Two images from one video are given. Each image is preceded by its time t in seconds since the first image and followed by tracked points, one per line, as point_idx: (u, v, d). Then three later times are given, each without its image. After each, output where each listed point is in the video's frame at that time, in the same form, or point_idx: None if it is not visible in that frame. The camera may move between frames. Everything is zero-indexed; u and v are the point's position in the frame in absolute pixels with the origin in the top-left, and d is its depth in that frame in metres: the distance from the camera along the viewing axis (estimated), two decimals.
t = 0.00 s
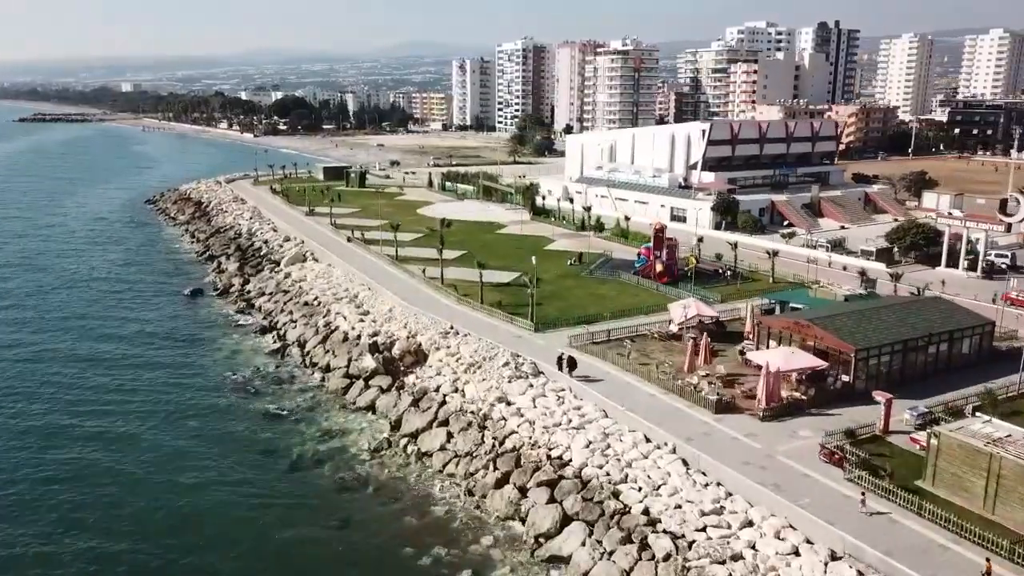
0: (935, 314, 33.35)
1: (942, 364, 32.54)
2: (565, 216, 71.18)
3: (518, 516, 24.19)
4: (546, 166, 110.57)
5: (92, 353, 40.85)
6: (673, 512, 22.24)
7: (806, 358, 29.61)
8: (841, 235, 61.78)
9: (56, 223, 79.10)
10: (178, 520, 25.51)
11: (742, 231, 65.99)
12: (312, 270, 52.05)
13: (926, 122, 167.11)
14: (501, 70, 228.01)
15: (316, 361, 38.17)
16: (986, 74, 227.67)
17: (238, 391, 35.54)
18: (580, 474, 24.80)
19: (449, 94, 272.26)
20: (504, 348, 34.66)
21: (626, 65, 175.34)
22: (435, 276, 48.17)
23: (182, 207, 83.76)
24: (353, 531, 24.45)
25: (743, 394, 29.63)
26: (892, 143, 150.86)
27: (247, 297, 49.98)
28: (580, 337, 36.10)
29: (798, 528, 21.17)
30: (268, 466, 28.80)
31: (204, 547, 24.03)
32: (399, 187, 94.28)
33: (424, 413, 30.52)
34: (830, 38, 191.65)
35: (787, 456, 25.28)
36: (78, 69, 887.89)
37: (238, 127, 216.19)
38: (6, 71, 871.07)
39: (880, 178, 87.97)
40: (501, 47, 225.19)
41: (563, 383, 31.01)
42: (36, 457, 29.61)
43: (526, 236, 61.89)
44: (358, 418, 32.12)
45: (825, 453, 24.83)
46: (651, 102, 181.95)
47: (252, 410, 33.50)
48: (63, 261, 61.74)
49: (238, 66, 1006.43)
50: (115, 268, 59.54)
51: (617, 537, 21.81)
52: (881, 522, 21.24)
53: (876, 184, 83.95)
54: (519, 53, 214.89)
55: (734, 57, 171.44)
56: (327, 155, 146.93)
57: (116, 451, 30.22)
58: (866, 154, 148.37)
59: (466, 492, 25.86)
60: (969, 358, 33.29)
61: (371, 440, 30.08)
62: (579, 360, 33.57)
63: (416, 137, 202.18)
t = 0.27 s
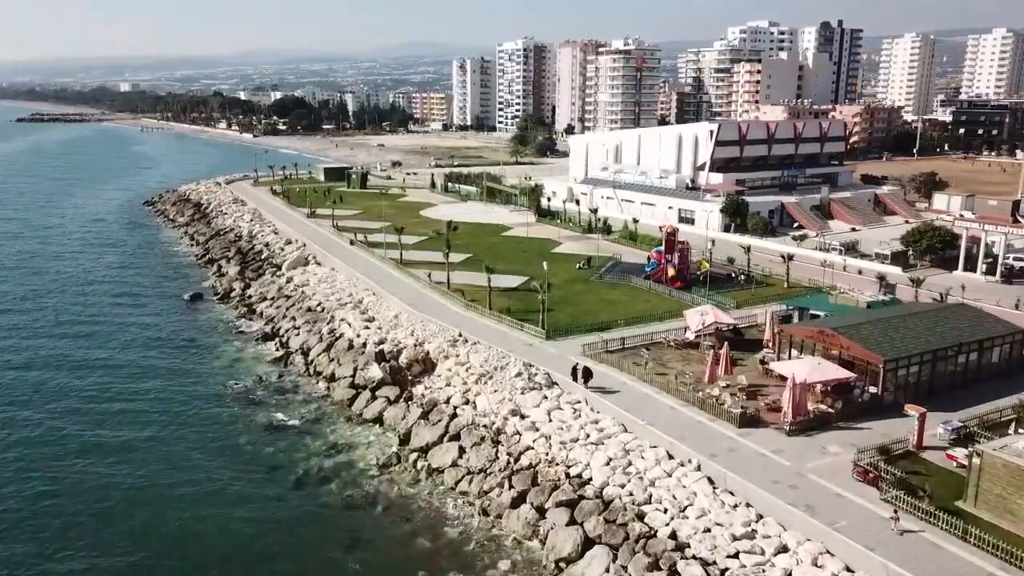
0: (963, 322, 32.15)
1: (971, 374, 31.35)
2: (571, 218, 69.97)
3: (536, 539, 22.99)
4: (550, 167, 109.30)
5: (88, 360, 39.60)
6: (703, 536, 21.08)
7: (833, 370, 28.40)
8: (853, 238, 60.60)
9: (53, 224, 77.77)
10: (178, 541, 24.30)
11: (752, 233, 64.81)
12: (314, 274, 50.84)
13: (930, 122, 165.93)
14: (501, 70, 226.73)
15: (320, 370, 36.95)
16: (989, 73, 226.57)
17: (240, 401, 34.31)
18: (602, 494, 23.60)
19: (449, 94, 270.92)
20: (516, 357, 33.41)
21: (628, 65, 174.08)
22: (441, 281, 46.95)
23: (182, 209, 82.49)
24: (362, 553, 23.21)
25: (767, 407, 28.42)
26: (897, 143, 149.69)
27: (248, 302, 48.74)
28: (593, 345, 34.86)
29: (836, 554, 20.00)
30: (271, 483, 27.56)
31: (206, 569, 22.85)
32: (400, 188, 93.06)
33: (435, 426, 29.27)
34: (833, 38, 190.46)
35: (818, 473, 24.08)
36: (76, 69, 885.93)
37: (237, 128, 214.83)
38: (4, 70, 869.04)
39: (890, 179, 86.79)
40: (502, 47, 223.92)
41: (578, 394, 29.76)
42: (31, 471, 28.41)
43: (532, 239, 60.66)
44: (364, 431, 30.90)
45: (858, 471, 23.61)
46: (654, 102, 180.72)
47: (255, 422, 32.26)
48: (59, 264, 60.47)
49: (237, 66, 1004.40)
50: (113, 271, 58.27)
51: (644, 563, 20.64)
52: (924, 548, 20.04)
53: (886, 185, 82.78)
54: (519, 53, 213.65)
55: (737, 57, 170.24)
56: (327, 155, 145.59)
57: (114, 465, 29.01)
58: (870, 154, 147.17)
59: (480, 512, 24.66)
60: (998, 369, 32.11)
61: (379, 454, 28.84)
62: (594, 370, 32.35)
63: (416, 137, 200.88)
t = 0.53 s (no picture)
0: (995, 332, 30.78)
1: (1004, 387, 29.99)
2: (577, 220, 68.56)
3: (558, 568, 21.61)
4: (552, 168, 107.83)
5: (81, 369, 38.07)
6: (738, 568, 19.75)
7: (864, 384, 26.99)
8: (865, 241, 59.29)
9: (46, 227, 76.13)
10: (175, 568, 22.83)
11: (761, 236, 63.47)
12: (315, 279, 49.37)
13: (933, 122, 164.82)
14: (500, 69, 225.24)
15: (323, 382, 35.51)
16: (990, 73, 225.70)
17: (239, 414, 32.83)
18: (627, 520, 22.25)
19: (447, 94, 269.28)
20: (529, 368, 31.97)
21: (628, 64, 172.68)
22: (446, 287, 45.48)
23: (178, 211, 80.89)
24: None
25: (795, 423, 27.01)
26: (900, 143, 148.58)
27: (246, 308, 47.27)
28: (608, 355, 33.43)
29: None
30: (273, 504, 26.10)
31: None
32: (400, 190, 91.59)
33: (446, 444, 27.83)
34: (834, 37, 189.31)
35: (855, 497, 22.68)
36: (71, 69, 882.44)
37: (233, 128, 213.03)
38: None
39: (898, 180, 85.54)
40: (500, 46, 222.41)
41: (596, 409, 28.32)
42: (19, 490, 26.91)
43: (537, 242, 59.26)
44: (370, 448, 29.44)
45: (900, 494, 22.20)
46: (654, 102, 179.38)
47: (256, 437, 30.79)
48: (53, 268, 58.91)
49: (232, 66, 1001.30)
50: (107, 275, 56.71)
51: None
52: None
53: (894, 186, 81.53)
54: (518, 53, 212.15)
55: (738, 57, 169.00)
56: (325, 156, 143.95)
57: (107, 483, 27.53)
58: (873, 154, 145.96)
59: (496, 538, 23.25)
60: None
61: (387, 474, 27.40)
62: (610, 382, 30.90)
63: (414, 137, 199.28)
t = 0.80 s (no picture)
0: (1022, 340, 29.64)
1: None
2: (580, 223, 67.35)
3: None
4: (551, 168, 106.61)
5: (72, 378, 36.74)
6: None
7: (891, 396, 25.82)
8: (875, 244, 58.24)
9: (38, 229, 74.63)
10: None
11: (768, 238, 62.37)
12: (314, 284, 48.10)
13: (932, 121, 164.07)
14: (497, 69, 223.98)
15: (324, 393, 34.25)
16: (988, 72, 225.35)
17: (238, 426, 31.54)
18: (651, 545, 21.09)
19: (444, 94, 267.96)
20: (539, 379, 30.73)
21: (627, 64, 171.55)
22: (450, 291, 44.22)
23: (173, 213, 79.45)
24: None
25: (819, 437, 25.82)
26: (900, 143, 147.80)
27: (244, 314, 45.96)
28: (621, 364, 32.24)
29: None
30: (275, 525, 24.81)
31: None
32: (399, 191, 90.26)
33: (455, 459, 26.62)
34: (833, 37, 188.52)
35: (890, 518, 21.50)
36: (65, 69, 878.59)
37: (228, 128, 211.41)
38: None
39: (903, 181, 84.52)
40: (497, 46, 221.15)
41: (611, 423, 27.11)
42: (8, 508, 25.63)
43: (540, 245, 58.05)
44: (375, 464, 28.20)
45: (938, 517, 21.02)
46: (652, 102, 178.42)
47: (256, 452, 29.51)
48: (45, 271, 57.52)
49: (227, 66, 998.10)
50: (100, 279, 55.30)
51: None
52: None
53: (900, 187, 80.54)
54: (515, 52, 210.93)
55: (737, 57, 168.08)
56: (321, 157, 142.53)
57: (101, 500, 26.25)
58: (873, 154, 145.11)
59: (511, 562, 22.07)
60: None
61: (393, 492, 26.16)
62: (624, 394, 29.68)
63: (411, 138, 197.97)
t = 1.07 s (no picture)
0: None
1: None
2: (583, 225, 65.99)
3: None
4: (551, 169, 105.23)
5: (62, 388, 35.20)
6: None
7: (926, 412, 24.50)
8: (885, 247, 57.02)
9: (28, 231, 72.96)
10: None
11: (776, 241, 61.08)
12: (313, 289, 46.61)
13: (932, 121, 163.20)
14: (494, 69, 222.54)
15: (326, 406, 32.81)
16: (986, 72, 224.76)
17: (236, 442, 30.08)
18: None
19: (440, 94, 266.36)
20: (552, 392, 29.31)
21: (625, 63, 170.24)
22: (454, 298, 42.74)
23: (167, 215, 77.85)
24: None
25: (851, 456, 24.46)
26: (900, 144, 146.86)
27: (241, 321, 44.46)
28: (637, 376, 30.83)
29: None
30: (276, 550, 23.36)
31: None
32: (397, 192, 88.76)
33: (466, 481, 25.23)
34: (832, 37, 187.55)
35: (935, 546, 20.14)
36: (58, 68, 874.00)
37: (222, 128, 209.57)
38: None
39: (909, 182, 83.35)
40: (494, 45, 219.68)
41: (631, 440, 25.70)
42: None
43: (544, 248, 56.66)
44: (382, 484, 26.77)
45: (989, 545, 19.65)
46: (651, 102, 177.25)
47: (255, 469, 28.04)
48: (35, 275, 55.93)
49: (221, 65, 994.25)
50: (91, 284, 53.71)
51: None
52: None
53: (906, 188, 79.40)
54: (513, 52, 209.47)
55: (736, 56, 166.96)
56: (317, 157, 140.91)
57: (91, 521, 24.78)
58: (873, 155, 144.11)
59: None
60: None
61: (402, 516, 24.74)
62: (642, 408, 28.27)
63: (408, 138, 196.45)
